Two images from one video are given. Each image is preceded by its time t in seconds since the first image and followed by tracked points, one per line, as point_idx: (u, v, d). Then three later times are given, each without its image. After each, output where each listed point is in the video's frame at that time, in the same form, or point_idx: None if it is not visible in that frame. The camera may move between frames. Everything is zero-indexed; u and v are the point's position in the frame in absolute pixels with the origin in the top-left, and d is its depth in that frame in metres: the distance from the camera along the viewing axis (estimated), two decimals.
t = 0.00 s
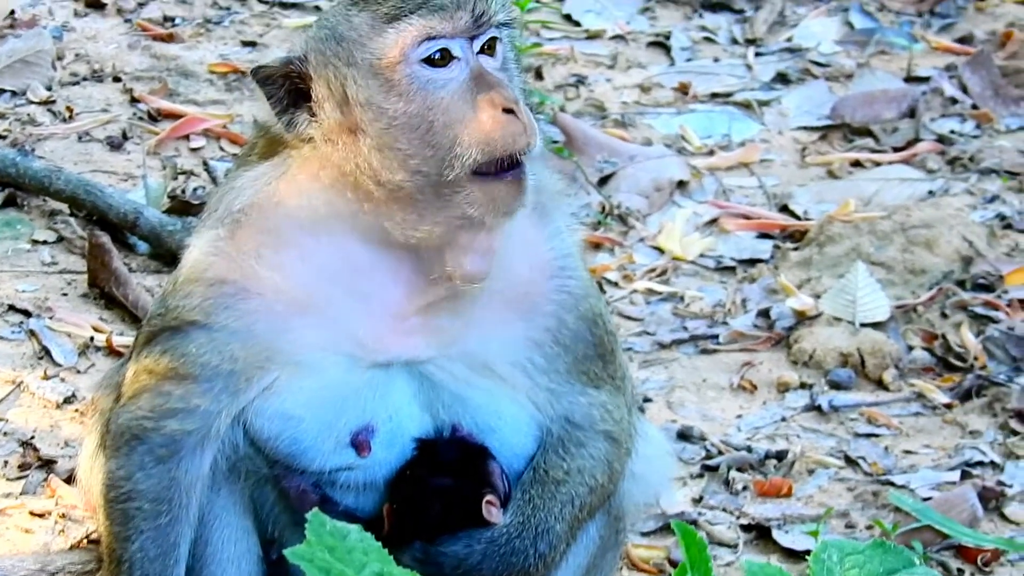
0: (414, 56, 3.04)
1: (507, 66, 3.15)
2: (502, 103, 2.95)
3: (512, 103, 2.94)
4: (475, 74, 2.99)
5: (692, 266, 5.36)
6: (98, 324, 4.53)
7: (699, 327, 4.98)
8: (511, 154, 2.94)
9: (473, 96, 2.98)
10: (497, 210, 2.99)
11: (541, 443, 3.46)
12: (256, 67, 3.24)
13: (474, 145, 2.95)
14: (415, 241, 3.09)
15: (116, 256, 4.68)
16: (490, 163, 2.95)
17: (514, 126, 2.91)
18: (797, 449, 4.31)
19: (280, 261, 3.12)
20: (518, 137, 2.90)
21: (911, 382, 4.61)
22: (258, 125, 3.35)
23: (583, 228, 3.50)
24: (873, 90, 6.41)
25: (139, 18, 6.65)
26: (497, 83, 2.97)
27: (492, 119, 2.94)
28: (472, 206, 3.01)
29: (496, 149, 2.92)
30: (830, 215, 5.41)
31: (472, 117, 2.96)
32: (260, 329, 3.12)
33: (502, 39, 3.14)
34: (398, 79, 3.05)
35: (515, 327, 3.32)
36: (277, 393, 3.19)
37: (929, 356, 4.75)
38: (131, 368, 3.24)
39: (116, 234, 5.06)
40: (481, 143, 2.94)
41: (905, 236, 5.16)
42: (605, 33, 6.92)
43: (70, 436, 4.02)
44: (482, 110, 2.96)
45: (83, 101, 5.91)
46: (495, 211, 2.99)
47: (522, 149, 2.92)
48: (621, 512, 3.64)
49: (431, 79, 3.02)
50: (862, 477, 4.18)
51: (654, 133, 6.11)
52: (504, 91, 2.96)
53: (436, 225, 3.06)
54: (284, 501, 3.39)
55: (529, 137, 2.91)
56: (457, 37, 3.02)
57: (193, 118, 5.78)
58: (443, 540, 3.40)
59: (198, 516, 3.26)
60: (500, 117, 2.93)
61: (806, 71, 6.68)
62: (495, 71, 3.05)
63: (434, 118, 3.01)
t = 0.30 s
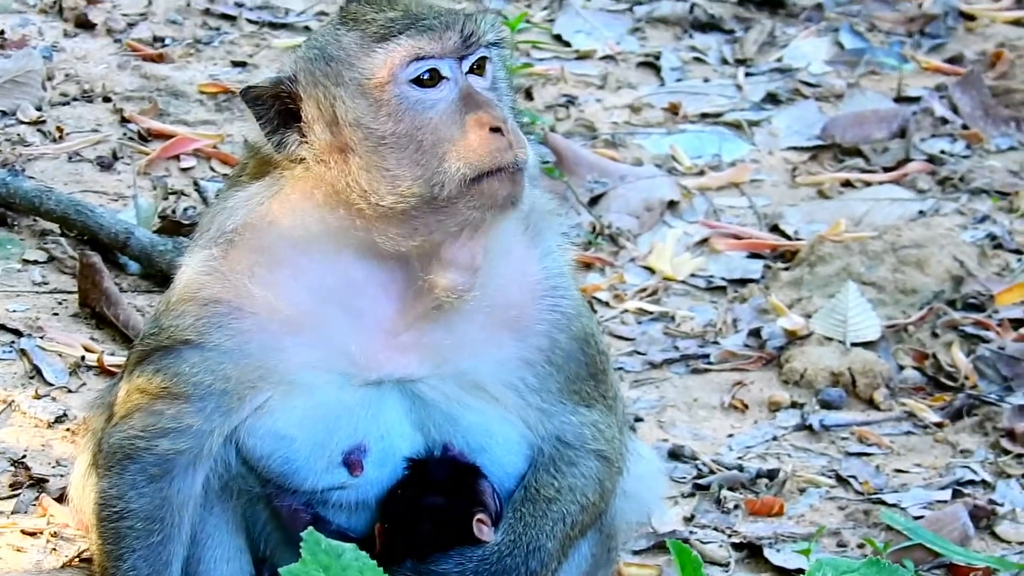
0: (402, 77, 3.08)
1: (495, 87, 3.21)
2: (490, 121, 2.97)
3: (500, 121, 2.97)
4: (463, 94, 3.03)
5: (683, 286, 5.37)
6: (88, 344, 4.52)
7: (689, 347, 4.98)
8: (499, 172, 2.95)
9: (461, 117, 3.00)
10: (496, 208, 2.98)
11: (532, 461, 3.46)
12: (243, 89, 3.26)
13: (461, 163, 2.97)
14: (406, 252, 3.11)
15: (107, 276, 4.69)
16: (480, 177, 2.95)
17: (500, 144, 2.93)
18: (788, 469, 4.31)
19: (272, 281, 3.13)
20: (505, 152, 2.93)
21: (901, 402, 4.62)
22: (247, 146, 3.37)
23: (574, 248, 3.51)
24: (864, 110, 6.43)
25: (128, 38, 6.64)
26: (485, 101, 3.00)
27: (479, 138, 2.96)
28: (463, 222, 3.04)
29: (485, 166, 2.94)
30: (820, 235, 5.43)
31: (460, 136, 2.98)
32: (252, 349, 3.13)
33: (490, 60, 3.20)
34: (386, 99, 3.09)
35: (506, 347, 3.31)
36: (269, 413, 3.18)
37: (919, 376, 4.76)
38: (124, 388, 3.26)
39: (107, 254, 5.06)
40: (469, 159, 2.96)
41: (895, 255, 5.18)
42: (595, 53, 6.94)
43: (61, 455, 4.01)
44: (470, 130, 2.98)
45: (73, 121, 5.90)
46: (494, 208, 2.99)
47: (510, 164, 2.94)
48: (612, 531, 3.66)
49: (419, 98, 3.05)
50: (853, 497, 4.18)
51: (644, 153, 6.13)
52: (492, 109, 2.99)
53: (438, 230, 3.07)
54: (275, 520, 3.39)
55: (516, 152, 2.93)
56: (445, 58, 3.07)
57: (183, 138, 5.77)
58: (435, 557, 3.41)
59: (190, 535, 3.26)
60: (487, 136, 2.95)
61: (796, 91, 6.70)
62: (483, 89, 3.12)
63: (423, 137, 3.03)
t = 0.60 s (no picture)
0: (390, 84, 3.11)
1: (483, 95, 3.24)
2: (479, 128, 2.99)
3: (489, 128, 2.99)
4: (452, 101, 3.05)
5: (671, 298, 5.38)
6: (76, 354, 4.51)
7: (677, 359, 4.99)
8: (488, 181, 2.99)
9: (450, 123, 3.03)
10: (472, 234, 3.03)
11: (523, 473, 3.46)
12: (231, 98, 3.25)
13: (452, 171, 2.99)
14: (397, 264, 3.11)
15: (95, 286, 4.67)
16: (469, 190, 3.00)
17: (489, 152, 2.96)
18: (776, 481, 4.32)
19: (263, 292, 3.12)
20: (494, 162, 2.95)
21: (890, 415, 4.63)
22: (238, 157, 3.38)
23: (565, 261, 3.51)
24: (851, 122, 6.44)
25: (115, 48, 6.63)
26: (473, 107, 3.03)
27: (468, 145, 2.98)
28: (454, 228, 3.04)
29: (474, 175, 2.96)
30: (808, 248, 5.44)
31: (449, 144, 3.00)
32: (243, 361, 3.11)
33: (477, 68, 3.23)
34: (374, 106, 3.11)
35: (497, 358, 3.31)
36: (261, 425, 3.19)
37: (907, 388, 4.78)
38: (114, 400, 3.24)
39: (94, 265, 5.05)
40: (459, 168, 2.98)
41: (883, 268, 5.19)
42: (583, 65, 6.96)
43: (50, 466, 4.01)
44: (458, 138, 3.00)
45: (60, 132, 5.89)
46: (470, 232, 3.03)
47: (498, 173, 2.96)
48: (602, 542, 3.67)
49: (408, 104, 3.07)
50: (841, 509, 4.19)
51: (632, 164, 6.14)
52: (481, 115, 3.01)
53: (424, 243, 3.09)
54: (267, 531, 3.41)
55: (505, 160, 2.96)
56: (433, 64, 3.09)
57: (170, 149, 5.78)
58: (427, 569, 3.38)
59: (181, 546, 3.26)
60: (477, 142, 2.98)
61: (783, 104, 6.72)
62: (471, 96, 3.15)
63: (411, 145, 3.05)
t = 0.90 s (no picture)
0: (377, 80, 3.12)
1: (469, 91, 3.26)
2: (468, 119, 3.02)
3: (477, 119, 3.01)
4: (439, 95, 3.06)
5: (656, 303, 5.38)
6: (62, 360, 4.49)
7: (663, 365, 4.99)
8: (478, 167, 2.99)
9: (438, 116, 3.04)
10: (471, 208, 3.01)
11: (511, 477, 3.46)
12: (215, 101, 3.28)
13: (440, 160, 3.00)
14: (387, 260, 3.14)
15: (80, 292, 4.66)
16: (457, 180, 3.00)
17: (479, 141, 2.99)
18: (763, 487, 4.32)
19: (254, 294, 3.14)
20: (484, 151, 2.98)
21: (876, 420, 4.64)
22: (223, 163, 3.39)
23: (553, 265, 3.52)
24: (836, 127, 6.46)
25: (100, 53, 6.60)
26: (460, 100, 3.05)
27: (457, 135, 3.00)
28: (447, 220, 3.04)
29: (464, 163, 2.97)
30: (793, 253, 5.45)
31: (437, 136, 3.02)
32: (234, 363, 3.14)
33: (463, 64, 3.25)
34: (360, 102, 3.12)
35: (486, 359, 3.33)
36: (249, 429, 3.19)
37: (894, 394, 4.78)
38: (102, 405, 3.25)
39: (80, 269, 5.04)
40: (447, 157, 2.99)
41: (869, 273, 5.20)
42: (567, 69, 6.96)
43: (36, 472, 3.98)
44: (446, 128, 3.02)
45: (44, 137, 5.86)
46: (472, 205, 3.01)
47: (489, 161, 2.99)
48: (590, 548, 3.68)
49: (394, 99, 3.08)
50: (828, 514, 4.19)
51: (617, 170, 6.14)
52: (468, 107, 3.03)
53: (419, 229, 3.10)
54: (254, 537, 3.40)
55: (493, 150, 2.99)
56: (419, 59, 3.11)
57: (155, 154, 5.77)
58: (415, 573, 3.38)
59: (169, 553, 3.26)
60: (465, 133, 3.00)
61: (768, 108, 6.73)
62: (458, 90, 3.16)
63: (400, 138, 3.05)
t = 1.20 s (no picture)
0: (370, 81, 3.13)
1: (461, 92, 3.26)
2: (461, 121, 3.02)
3: (471, 120, 3.02)
4: (432, 97, 3.07)
5: (645, 304, 5.38)
6: (51, 360, 4.47)
7: (652, 366, 4.99)
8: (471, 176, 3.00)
9: (431, 118, 3.05)
10: (462, 217, 3.03)
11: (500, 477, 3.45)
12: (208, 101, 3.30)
13: (436, 163, 3.00)
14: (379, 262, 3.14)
15: (70, 293, 4.63)
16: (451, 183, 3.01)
17: (473, 145, 2.98)
18: (752, 488, 4.31)
19: (246, 294, 3.14)
20: (478, 157, 2.97)
21: (865, 421, 4.64)
22: (212, 163, 3.38)
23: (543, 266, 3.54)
24: (825, 128, 6.47)
25: (88, 54, 6.57)
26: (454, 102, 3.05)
27: (451, 138, 3.00)
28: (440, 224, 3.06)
29: (459, 167, 2.97)
30: (782, 254, 5.46)
31: (431, 138, 3.02)
32: (225, 363, 3.14)
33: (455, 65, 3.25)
34: (354, 104, 3.14)
35: (476, 359, 3.33)
36: (238, 430, 3.19)
37: (883, 395, 4.78)
38: (92, 406, 3.26)
39: (68, 270, 5.02)
40: (443, 161, 2.99)
41: (858, 274, 5.20)
42: (556, 70, 6.96)
43: (25, 473, 3.97)
44: (440, 130, 3.03)
45: (33, 137, 5.84)
46: (461, 217, 3.04)
47: (484, 167, 2.98)
48: (578, 548, 3.67)
49: (387, 100, 3.10)
50: (817, 515, 4.19)
51: (605, 171, 6.14)
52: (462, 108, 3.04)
53: (411, 237, 3.10)
54: (243, 538, 3.38)
55: (489, 154, 2.98)
56: (412, 60, 3.11)
57: (144, 154, 5.75)
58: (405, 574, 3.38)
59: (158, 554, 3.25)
60: (460, 135, 3.00)
61: (756, 109, 6.73)
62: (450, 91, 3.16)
63: (393, 141, 3.07)
